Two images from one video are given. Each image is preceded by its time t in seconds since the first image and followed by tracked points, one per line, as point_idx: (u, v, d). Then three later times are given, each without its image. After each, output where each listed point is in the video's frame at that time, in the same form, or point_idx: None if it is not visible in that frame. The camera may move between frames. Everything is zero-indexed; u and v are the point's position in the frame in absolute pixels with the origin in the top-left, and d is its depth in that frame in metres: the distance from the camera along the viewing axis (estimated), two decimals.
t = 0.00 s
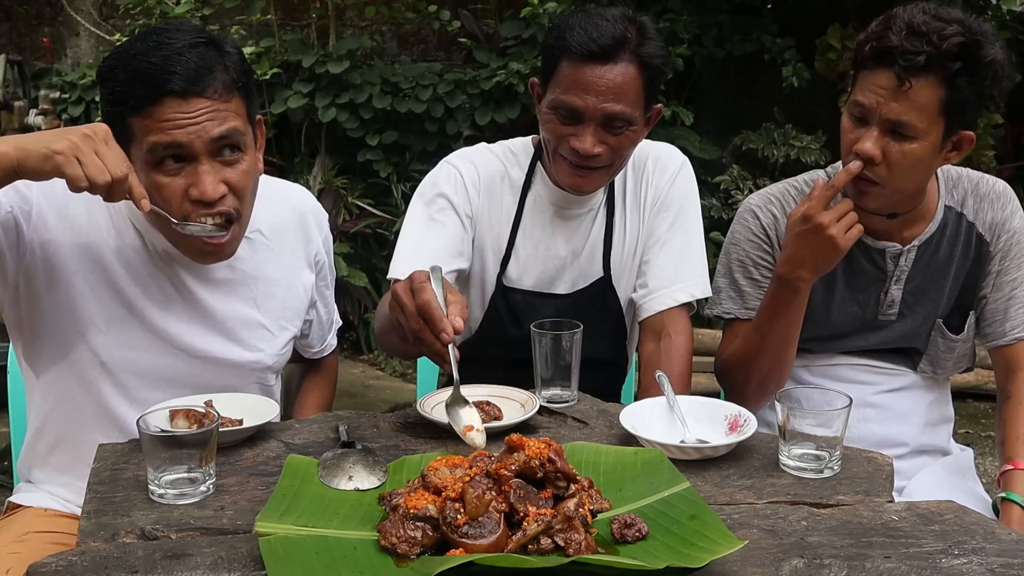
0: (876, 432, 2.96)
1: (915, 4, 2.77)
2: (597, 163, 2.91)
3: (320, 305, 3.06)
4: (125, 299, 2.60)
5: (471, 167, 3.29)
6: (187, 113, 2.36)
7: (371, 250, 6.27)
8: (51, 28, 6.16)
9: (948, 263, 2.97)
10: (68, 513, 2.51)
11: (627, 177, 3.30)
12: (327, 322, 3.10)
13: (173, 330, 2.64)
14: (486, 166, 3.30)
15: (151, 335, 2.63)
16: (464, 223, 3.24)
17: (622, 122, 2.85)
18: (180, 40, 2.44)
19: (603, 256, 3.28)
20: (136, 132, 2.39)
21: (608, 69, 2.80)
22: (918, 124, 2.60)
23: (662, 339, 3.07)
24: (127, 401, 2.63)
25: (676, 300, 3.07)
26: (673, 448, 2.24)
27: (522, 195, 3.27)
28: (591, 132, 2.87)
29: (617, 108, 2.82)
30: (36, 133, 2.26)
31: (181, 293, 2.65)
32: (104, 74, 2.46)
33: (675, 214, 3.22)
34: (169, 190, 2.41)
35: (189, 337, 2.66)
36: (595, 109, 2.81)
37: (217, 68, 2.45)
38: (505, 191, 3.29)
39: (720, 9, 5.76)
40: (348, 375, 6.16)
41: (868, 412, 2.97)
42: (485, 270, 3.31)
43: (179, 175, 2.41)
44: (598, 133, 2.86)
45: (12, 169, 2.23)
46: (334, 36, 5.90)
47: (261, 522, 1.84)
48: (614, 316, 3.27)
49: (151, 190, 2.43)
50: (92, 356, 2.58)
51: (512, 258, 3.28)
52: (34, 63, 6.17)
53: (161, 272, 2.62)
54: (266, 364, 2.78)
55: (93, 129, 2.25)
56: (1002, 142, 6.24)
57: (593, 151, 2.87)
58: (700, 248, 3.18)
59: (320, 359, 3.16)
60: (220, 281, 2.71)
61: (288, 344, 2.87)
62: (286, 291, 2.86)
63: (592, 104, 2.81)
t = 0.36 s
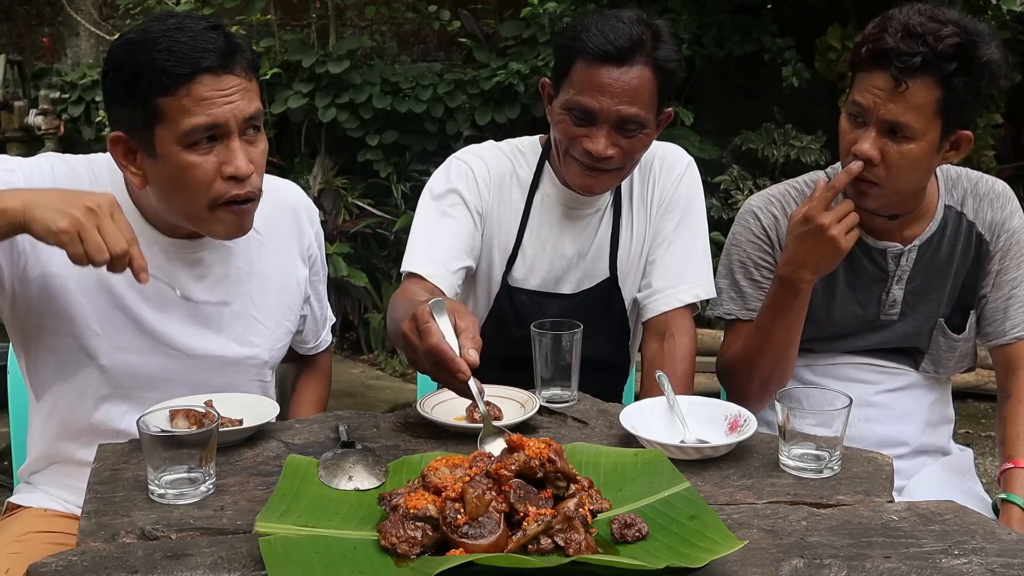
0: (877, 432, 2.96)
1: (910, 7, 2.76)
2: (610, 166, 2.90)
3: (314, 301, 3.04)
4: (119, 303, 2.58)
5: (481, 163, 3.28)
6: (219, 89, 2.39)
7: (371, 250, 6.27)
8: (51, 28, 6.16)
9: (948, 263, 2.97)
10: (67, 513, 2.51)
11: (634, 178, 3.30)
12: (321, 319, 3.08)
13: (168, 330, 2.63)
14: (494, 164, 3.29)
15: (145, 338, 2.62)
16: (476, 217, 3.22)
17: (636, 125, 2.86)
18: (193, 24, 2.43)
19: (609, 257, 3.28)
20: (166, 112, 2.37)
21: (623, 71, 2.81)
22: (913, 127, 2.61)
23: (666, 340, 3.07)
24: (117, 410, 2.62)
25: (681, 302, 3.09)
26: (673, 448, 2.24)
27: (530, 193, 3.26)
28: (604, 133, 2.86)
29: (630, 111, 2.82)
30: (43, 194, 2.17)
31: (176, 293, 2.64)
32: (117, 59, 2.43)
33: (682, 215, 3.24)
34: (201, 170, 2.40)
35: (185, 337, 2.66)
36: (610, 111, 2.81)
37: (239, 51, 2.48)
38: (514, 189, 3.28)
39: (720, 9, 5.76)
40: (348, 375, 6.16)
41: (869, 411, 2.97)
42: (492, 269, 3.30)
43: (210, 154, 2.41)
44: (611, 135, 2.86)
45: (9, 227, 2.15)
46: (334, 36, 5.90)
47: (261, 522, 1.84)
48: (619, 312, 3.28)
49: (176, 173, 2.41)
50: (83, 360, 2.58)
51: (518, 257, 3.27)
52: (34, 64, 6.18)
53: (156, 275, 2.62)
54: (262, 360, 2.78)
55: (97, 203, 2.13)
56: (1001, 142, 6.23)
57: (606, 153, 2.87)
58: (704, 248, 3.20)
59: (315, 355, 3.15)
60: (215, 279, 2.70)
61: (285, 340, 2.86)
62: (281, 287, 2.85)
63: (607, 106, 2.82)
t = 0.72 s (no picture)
0: (877, 433, 2.96)
1: (910, 5, 2.76)
2: (611, 164, 2.90)
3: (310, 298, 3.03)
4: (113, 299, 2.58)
5: (484, 161, 3.28)
6: (221, 80, 2.40)
7: (371, 250, 6.26)
8: (51, 28, 6.16)
9: (949, 263, 2.97)
10: (68, 512, 2.50)
11: (634, 178, 3.29)
12: (317, 316, 3.07)
13: (164, 324, 2.63)
14: (497, 164, 3.28)
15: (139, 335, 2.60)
16: (479, 216, 3.21)
17: (638, 124, 2.85)
18: (196, 16, 2.45)
19: (608, 257, 3.27)
20: (169, 97, 2.37)
21: (625, 70, 2.80)
22: (911, 125, 2.61)
23: (666, 340, 3.07)
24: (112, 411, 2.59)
25: (681, 302, 3.09)
26: (673, 448, 2.24)
27: (531, 190, 3.26)
28: (607, 132, 2.86)
29: (632, 110, 2.82)
30: (73, 292, 2.24)
31: (171, 286, 2.64)
32: (122, 48, 2.44)
33: (682, 214, 3.24)
34: (202, 157, 2.40)
35: (181, 333, 2.65)
36: (612, 110, 2.81)
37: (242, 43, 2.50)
38: (516, 188, 3.28)
39: (720, 9, 5.76)
40: (348, 375, 6.16)
41: (870, 412, 2.97)
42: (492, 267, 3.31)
43: (208, 143, 2.41)
44: (613, 133, 2.86)
45: (38, 322, 2.23)
46: (334, 36, 5.90)
47: (261, 522, 1.84)
48: (618, 319, 3.28)
49: (180, 161, 2.40)
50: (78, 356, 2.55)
51: (519, 257, 3.27)
52: (34, 64, 6.17)
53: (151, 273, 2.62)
54: (259, 354, 2.76)
55: (122, 309, 2.17)
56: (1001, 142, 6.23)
57: (608, 151, 2.87)
58: (704, 248, 3.20)
59: (313, 353, 3.14)
60: (211, 273, 2.70)
61: (281, 334, 2.85)
62: (277, 282, 2.83)
63: (609, 104, 2.82)
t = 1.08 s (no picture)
0: (877, 433, 2.96)
1: (908, 4, 2.76)
2: (605, 159, 2.91)
3: (308, 295, 3.03)
4: (108, 294, 2.57)
5: (485, 155, 3.27)
6: (210, 75, 2.41)
7: (371, 250, 6.26)
8: (51, 28, 6.16)
9: (950, 262, 2.97)
10: (68, 511, 2.49)
11: (630, 176, 3.29)
12: (315, 316, 3.07)
13: (158, 318, 2.62)
14: (501, 152, 3.29)
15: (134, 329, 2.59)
16: (489, 205, 3.22)
17: (628, 118, 2.86)
18: (194, 12, 2.46)
19: (605, 255, 3.27)
20: (158, 89, 2.39)
21: (614, 65, 2.81)
22: (910, 125, 2.61)
23: (665, 340, 3.07)
24: (108, 407, 2.57)
25: (679, 301, 3.09)
26: (673, 448, 2.24)
27: (529, 184, 3.26)
28: (599, 127, 2.87)
29: (623, 104, 2.83)
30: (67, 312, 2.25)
31: (166, 280, 2.63)
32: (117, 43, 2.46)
33: (680, 213, 3.23)
34: (186, 148, 2.41)
35: (177, 328, 2.65)
36: (603, 105, 2.82)
37: (234, 40, 2.50)
38: (517, 183, 3.28)
39: (720, 9, 5.76)
40: (348, 375, 6.16)
41: (869, 412, 2.97)
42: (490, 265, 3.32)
43: (195, 135, 2.42)
44: (605, 128, 2.86)
45: (39, 341, 2.25)
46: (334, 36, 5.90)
47: (261, 522, 1.84)
48: (616, 318, 3.27)
49: (164, 150, 2.41)
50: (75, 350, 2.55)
51: (516, 256, 3.28)
52: (34, 64, 6.17)
53: (148, 268, 2.61)
54: (255, 349, 2.76)
55: (106, 323, 2.17)
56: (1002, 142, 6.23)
57: (601, 147, 2.87)
58: (702, 248, 3.19)
59: (312, 352, 3.14)
60: (206, 267, 2.70)
61: (279, 330, 2.84)
62: (274, 277, 2.83)
63: (599, 100, 2.82)
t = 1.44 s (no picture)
0: (878, 433, 2.96)
1: (902, 5, 2.76)
2: (610, 159, 2.91)
3: (308, 294, 3.03)
4: (108, 291, 2.57)
5: (489, 156, 3.27)
6: (201, 62, 2.41)
7: (371, 250, 6.26)
8: (51, 28, 6.16)
9: (949, 262, 2.97)
10: (68, 511, 2.49)
11: (633, 177, 3.29)
12: (315, 315, 3.07)
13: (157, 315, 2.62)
14: (503, 154, 3.29)
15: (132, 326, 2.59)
16: (489, 210, 3.22)
17: (634, 118, 2.86)
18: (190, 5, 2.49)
19: (607, 255, 3.27)
20: (149, 76, 2.40)
21: (621, 65, 2.81)
22: (905, 126, 2.61)
23: (666, 340, 3.08)
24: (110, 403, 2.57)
25: (680, 302, 3.09)
26: (673, 448, 2.24)
27: (533, 184, 3.25)
28: (604, 127, 2.87)
29: (629, 104, 2.83)
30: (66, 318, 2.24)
31: (166, 276, 2.63)
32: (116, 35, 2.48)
33: (682, 215, 3.23)
34: (177, 133, 2.40)
35: (177, 325, 2.64)
36: (609, 105, 2.82)
37: (229, 30, 2.51)
38: (519, 182, 3.27)
39: (720, 9, 5.76)
40: (348, 375, 6.16)
41: (869, 413, 2.97)
42: (492, 265, 3.33)
43: (185, 122, 2.41)
44: (611, 128, 2.86)
45: (33, 347, 2.25)
46: (334, 36, 5.90)
47: (261, 522, 1.84)
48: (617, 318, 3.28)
49: (153, 137, 2.41)
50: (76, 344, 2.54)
51: (519, 257, 3.27)
52: (34, 64, 6.17)
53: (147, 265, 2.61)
54: (254, 346, 2.76)
55: (94, 337, 2.13)
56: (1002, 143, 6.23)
57: (606, 147, 2.87)
58: (704, 249, 3.19)
59: (312, 351, 3.14)
60: (206, 264, 2.70)
61: (279, 328, 2.84)
62: (273, 275, 2.83)
63: (605, 100, 2.82)
